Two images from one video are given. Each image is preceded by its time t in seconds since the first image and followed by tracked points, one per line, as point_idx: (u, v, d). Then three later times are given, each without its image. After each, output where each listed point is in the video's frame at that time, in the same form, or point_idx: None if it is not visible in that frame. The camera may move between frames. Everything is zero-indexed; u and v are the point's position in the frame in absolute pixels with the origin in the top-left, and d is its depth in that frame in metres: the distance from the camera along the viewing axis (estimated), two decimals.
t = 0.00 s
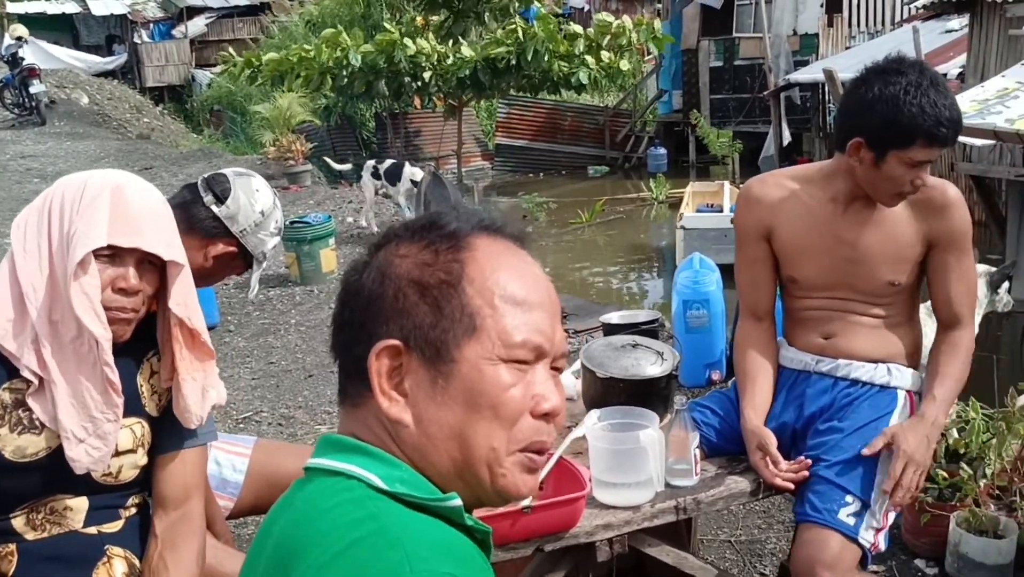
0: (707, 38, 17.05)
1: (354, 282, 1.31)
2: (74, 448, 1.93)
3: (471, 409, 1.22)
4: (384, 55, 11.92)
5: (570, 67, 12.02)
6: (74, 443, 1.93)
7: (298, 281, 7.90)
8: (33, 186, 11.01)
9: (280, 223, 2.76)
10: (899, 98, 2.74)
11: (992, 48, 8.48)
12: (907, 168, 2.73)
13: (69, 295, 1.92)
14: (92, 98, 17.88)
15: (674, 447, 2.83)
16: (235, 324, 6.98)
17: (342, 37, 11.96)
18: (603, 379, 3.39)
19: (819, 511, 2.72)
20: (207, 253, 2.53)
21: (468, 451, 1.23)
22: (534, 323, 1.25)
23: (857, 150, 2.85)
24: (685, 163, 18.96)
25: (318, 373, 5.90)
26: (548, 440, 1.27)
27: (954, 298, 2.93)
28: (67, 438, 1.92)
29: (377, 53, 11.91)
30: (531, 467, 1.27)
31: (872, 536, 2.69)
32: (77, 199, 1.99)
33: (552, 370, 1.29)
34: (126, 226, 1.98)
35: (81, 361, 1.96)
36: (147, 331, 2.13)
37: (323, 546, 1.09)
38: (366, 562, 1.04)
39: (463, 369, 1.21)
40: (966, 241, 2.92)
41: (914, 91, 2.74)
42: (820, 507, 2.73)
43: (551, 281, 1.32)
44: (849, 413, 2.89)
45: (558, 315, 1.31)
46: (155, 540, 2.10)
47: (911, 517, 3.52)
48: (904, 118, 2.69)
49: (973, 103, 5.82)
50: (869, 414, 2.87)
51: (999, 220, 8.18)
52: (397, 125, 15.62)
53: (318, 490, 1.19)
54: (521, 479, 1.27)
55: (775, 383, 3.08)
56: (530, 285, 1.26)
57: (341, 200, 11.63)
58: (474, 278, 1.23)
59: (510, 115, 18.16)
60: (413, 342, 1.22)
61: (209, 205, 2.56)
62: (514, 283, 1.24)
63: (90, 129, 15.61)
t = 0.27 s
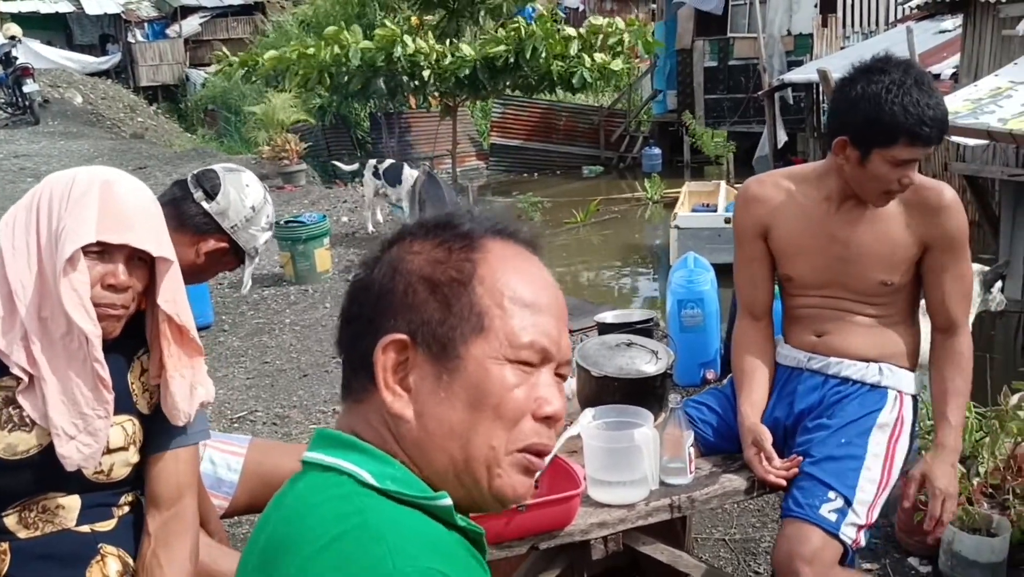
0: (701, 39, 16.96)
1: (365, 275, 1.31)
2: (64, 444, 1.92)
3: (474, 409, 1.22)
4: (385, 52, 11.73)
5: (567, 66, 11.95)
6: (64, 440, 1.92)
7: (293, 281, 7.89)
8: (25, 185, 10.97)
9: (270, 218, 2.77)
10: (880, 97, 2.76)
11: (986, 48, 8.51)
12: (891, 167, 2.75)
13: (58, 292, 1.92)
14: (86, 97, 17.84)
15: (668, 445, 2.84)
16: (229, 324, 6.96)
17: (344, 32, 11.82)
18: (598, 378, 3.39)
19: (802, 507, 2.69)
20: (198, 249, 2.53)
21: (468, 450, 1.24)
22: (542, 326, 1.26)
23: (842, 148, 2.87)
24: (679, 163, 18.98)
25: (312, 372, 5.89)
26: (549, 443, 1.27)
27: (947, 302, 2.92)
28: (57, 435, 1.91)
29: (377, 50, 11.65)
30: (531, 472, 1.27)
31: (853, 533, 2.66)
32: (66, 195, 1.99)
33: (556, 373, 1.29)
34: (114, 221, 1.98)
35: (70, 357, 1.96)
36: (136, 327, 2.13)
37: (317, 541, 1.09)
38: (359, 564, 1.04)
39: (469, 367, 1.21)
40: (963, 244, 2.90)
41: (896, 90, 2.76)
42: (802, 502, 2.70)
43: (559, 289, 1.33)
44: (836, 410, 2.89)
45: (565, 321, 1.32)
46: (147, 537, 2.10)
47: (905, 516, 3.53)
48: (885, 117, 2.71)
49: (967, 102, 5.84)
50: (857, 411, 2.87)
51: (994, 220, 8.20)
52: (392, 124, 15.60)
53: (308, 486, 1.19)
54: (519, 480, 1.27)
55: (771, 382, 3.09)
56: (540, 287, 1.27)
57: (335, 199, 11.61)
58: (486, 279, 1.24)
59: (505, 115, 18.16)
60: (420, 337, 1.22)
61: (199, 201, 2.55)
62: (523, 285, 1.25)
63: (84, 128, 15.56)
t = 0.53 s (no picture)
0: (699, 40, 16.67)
1: (315, 276, 1.31)
2: (64, 443, 1.92)
3: (436, 385, 1.23)
4: (386, 52, 11.83)
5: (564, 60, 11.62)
6: (64, 439, 1.92)
7: (291, 281, 7.89)
8: (24, 185, 10.97)
9: (266, 210, 2.77)
10: (863, 91, 2.77)
11: (983, 48, 8.52)
12: (877, 162, 2.75)
13: (59, 292, 1.92)
14: (84, 97, 17.83)
15: (668, 445, 2.84)
16: (227, 324, 6.96)
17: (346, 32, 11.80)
18: (597, 377, 3.40)
19: (819, 515, 2.68)
20: (196, 244, 2.53)
21: (436, 422, 1.24)
22: (489, 295, 1.25)
23: (831, 144, 2.90)
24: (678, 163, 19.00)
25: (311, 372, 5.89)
26: (516, 406, 1.27)
27: (951, 302, 2.94)
28: (57, 434, 1.92)
29: (377, 51, 11.85)
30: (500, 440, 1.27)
31: (871, 539, 2.65)
32: (65, 195, 2.00)
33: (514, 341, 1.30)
34: (113, 221, 1.98)
35: (69, 357, 1.96)
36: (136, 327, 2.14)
37: (310, 523, 1.09)
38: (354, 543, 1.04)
39: (423, 344, 1.22)
40: (964, 243, 2.90)
41: (879, 84, 2.77)
42: (819, 510, 2.69)
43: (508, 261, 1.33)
44: (840, 412, 2.89)
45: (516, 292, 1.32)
46: (148, 536, 2.10)
47: (904, 515, 3.54)
48: (867, 111, 2.73)
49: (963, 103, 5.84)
50: (861, 413, 2.87)
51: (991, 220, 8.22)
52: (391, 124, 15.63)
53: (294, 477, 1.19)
54: (489, 445, 1.27)
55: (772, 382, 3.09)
56: (486, 264, 1.27)
57: (335, 199, 11.62)
58: (425, 258, 1.24)
59: (503, 115, 18.19)
60: (375, 325, 1.23)
61: (195, 195, 2.56)
62: (470, 263, 1.25)
63: (82, 128, 15.56)
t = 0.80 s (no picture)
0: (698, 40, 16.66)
1: (314, 290, 1.31)
2: (66, 443, 1.93)
3: (453, 383, 1.24)
4: (386, 56, 11.88)
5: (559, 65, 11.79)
6: (67, 439, 1.93)
7: (292, 282, 7.90)
8: (25, 186, 10.98)
9: (267, 216, 2.77)
10: (875, 99, 2.77)
11: (983, 49, 8.53)
12: (885, 169, 2.76)
13: (65, 291, 1.93)
14: (85, 98, 17.86)
15: (668, 446, 2.85)
16: (228, 325, 6.97)
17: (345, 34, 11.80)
18: (597, 378, 3.40)
19: (853, 515, 2.72)
20: (198, 247, 2.55)
21: (452, 419, 1.25)
22: (497, 301, 1.27)
23: (838, 149, 2.89)
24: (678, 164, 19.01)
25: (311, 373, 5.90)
26: (520, 403, 1.31)
27: (951, 298, 2.93)
28: (60, 433, 1.93)
29: (377, 55, 11.90)
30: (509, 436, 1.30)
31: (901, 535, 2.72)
32: (74, 196, 2.00)
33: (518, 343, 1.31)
34: (122, 221, 1.99)
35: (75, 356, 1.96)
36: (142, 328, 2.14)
37: (336, 518, 1.08)
38: (382, 544, 1.04)
39: (440, 346, 1.23)
40: (963, 239, 2.91)
41: (891, 91, 2.77)
42: (853, 510, 2.73)
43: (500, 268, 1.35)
44: (850, 412, 2.90)
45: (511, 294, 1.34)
46: (151, 536, 2.11)
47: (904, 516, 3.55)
48: (878, 118, 2.72)
49: (963, 104, 5.85)
50: (871, 413, 2.89)
51: (992, 221, 8.22)
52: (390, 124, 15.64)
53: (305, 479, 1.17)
54: (499, 444, 1.29)
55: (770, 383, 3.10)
56: (488, 273, 1.29)
57: (335, 200, 11.63)
58: (438, 264, 1.25)
59: (503, 116, 18.21)
60: (392, 325, 1.22)
61: (199, 200, 2.56)
62: (472, 278, 1.27)
63: (82, 129, 15.57)
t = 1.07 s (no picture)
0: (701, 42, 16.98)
1: (349, 292, 1.32)
2: (76, 444, 1.93)
3: (487, 406, 1.24)
4: (385, 60, 11.94)
5: (560, 71, 11.84)
6: (76, 441, 1.93)
7: (292, 285, 7.90)
8: (25, 188, 10.98)
9: (263, 212, 2.76)
10: (868, 101, 2.77)
11: (983, 52, 8.54)
12: (880, 171, 2.76)
13: (76, 295, 1.93)
14: (85, 100, 17.88)
15: (670, 450, 2.85)
16: (229, 327, 6.97)
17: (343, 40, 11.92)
18: (598, 382, 3.41)
19: (856, 517, 2.72)
20: (194, 246, 2.55)
21: (484, 444, 1.25)
22: (534, 321, 1.28)
23: (833, 153, 2.90)
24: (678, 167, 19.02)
25: (313, 376, 5.90)
26: (553, 430, 1.31)
27: (944, 304, 2.93)
28: (69, 435, 1.92)
29: (376, 59, 11.99)
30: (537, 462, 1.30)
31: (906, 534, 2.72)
32: (86, 201, 2.01)
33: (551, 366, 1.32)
34: (133, 226, 2.00)
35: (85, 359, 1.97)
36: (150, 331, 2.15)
37: (351, 536, 1.08)
38: (397, 559, 1.04)
39: (475, 365, 1.23)
40: (961, 246, 2.90)
41: (884, 94, 2.77)
42: (856, 512, 2.73)
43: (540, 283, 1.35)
44: (852, 415, 2.89)
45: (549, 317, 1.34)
46: (155, 538, 2.12)
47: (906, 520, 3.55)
48: (871, 121, 2.72)
49: (965, 108, 5.86)
50: (870, 416, 2.88)
51: (993, 223, 8.22)
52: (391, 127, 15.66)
53: (324, 489, 1.18)
54: (529, 471, 1.29)
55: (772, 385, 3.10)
56: (525, 289, 1.29)
57: (335, 203, 11.64)
58: (477, 281, 1.26)
59: (503, 119, 18.24)
60: (427, 342, 1.23)
61: (192, 198, 2.57)
62: (510, 288, 1.27)
63: (83, 132, 15.59)
